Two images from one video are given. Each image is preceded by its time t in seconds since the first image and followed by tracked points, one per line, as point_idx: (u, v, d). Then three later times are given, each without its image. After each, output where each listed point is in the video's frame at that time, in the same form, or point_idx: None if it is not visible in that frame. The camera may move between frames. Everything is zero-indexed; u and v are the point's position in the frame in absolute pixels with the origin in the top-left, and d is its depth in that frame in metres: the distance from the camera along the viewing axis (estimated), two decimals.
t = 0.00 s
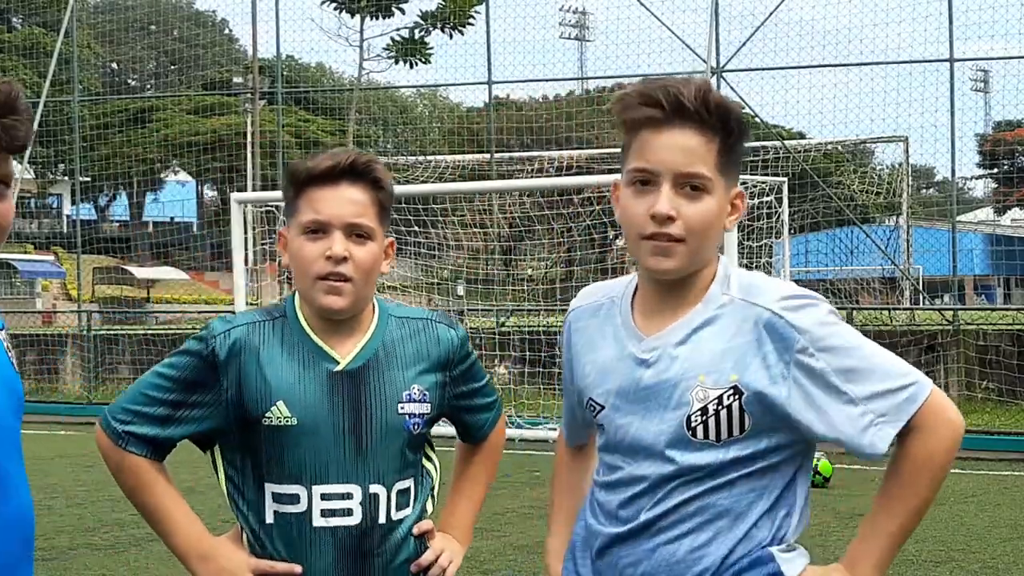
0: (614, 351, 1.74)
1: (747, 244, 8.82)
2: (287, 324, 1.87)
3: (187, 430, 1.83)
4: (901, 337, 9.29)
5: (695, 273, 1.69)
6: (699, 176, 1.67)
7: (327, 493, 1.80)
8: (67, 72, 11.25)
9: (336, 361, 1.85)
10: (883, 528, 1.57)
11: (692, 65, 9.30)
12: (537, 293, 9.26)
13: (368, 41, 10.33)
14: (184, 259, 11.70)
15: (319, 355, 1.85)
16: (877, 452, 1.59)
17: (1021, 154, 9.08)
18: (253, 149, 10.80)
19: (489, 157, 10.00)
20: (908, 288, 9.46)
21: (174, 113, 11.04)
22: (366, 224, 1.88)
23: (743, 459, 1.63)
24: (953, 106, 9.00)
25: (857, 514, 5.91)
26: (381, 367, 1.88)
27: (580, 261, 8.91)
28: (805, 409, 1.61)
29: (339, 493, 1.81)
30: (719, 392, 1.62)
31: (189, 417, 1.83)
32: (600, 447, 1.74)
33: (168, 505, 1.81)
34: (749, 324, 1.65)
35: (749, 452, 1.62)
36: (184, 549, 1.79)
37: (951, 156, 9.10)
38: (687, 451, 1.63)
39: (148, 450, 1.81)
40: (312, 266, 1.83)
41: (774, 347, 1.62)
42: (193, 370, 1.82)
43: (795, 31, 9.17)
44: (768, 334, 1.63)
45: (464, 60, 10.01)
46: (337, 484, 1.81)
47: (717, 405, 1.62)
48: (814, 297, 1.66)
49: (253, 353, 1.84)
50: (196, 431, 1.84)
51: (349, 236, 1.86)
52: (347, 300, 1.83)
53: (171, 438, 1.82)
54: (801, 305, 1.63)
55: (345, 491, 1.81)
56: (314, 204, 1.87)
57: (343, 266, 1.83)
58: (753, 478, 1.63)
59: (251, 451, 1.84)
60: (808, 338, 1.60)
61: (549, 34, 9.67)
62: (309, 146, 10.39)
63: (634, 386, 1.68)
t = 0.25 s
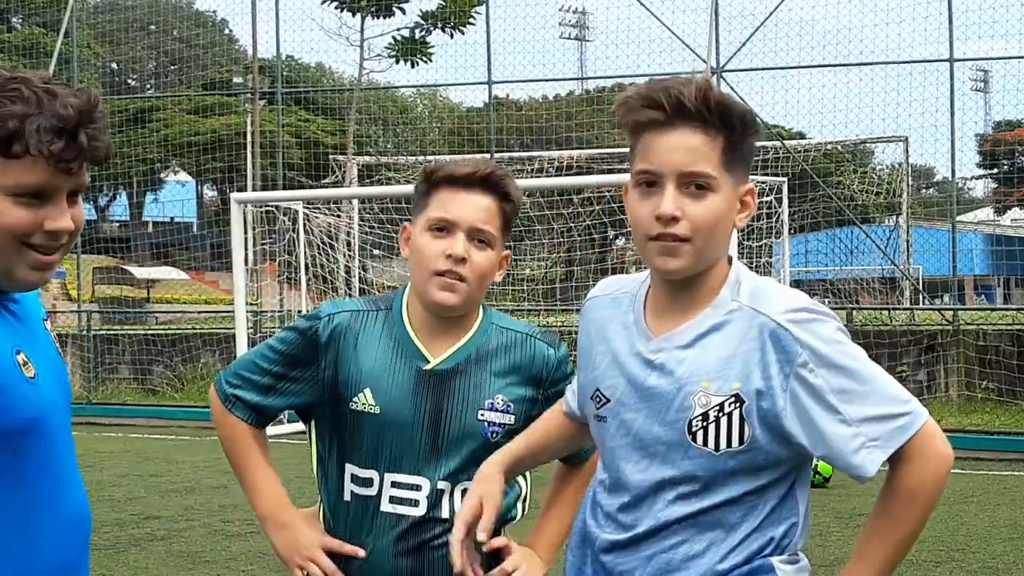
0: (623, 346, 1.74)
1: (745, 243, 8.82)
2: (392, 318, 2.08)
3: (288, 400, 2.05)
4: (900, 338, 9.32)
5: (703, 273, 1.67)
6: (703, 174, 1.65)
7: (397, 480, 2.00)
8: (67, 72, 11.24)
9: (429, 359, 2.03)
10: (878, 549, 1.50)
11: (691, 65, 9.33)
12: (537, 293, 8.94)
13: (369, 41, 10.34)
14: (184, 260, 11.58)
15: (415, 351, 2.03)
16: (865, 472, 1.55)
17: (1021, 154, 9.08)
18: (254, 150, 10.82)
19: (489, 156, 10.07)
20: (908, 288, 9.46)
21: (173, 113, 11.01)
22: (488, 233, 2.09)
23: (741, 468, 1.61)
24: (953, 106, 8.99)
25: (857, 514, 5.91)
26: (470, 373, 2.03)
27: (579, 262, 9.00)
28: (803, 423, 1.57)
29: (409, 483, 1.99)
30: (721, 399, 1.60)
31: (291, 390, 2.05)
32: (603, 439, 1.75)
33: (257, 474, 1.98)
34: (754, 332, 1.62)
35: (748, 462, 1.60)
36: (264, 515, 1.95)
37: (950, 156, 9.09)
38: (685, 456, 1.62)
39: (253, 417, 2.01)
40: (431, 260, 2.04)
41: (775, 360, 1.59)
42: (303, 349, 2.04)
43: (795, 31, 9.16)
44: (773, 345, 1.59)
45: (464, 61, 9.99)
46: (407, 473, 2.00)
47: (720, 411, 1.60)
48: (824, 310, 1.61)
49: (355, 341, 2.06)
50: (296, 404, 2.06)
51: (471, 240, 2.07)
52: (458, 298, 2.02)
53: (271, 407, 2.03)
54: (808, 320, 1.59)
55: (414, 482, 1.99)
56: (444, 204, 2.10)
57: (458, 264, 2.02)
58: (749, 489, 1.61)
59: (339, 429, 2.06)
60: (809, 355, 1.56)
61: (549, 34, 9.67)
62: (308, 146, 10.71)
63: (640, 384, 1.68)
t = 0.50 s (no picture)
0: (588, 352, 1.73)
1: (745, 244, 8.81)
2: (431, 308, 2.33)
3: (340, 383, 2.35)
4: (900, 338, 9.32)
5: (641, 281, 1.69)
6: (631, 188, 1.67)
7: (422, 463, 2.20)
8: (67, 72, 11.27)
9: (457, 345, 2.26)
10: (847, 526, 1.57)
11: (691, 65, 9.35)
12: (536, 293, 9.18)
13: (369, 40, 10.36)
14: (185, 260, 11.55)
15: (447, 337, 2.27)
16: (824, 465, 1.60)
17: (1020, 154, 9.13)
18: (254, 149, 10.73)
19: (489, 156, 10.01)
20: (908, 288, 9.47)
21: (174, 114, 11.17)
22: (527, 223, 2.29)
23: (711, 464, 1.63)
24: (953, 106, 8.98)
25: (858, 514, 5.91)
26: (493, 364, 2.25)
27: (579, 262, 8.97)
28: (767, 415, 1.62)
29: (433, 466, 2.19)
30: (690, 393, 1.63)
31: (345, 374, 2.36)
32: (564, 445, 1.72)
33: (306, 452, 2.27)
34: (719, 329, 1.66)
35: (718, 458, 1.63)
36: (310, 494, 2.22)
37: (951, 156, 9.07)
38: (655, 453, 1.64)
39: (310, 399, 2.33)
40: (470, 247, 2.27)
41: (740, 355, 1.63)
42: (352, 338, 2.35)
43: (794, 31, 9.15)
44: (738, 338, 1.64)
45: (464, 61, 10.01)
46: (430, 457, 2.19)
47: (688, 406, 1.63)
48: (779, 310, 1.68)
49: (394, 332, 2.32)
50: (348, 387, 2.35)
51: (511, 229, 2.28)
52: (494, 282, 2.24)
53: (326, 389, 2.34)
54: (770, 318, 1.65)
55: (438, 465, 2.18)
56: (487, 197, 2.31)
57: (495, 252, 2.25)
58: (715, 491, 1.64)
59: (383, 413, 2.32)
60: (773, 348, 1.62)
61: (549, 34, 9.66)
62: (308, 146, 10.66)
63: (606, 390, 1.68)
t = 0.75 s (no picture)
0: (544, 352, 1.73)
1: (745, 244, 8.83)
2: (426, 319, 2.32)
3: (350, 409, 2.33)
4: (900, 338, 9.33)
5: (579, 292, 1.70)
6: (547, 213, 1.66)
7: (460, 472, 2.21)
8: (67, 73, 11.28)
9: (463, 350, 2.27)
10: (809, 503, 1.68)
11: (691, 66, 9.36)
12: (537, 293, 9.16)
13: (369, 39, 10.36)
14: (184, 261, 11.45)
15: (449, 344, 2.28)
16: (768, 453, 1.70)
17: (1020, 154, 9.13)
18: (254, 149, 10.73)
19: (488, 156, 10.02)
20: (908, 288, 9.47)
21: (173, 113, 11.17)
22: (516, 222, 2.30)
23: (675, 456, 1.68)
24: (954, 105, 8.98)
25: (858, 514, 5.91)
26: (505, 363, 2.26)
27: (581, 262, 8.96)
28: (722, 408, 1.69)
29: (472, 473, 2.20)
30: (652, 388, 1.66)
31: (351, 398, 2.33)
32: (528, 445, 1.73)
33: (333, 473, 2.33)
34: (677, 325, 1.69)
35: (679, 450, 1.68)
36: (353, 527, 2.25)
37: (950, 156, 9.08)
38: (622, 448, 1.66)
39: (324, 432, 2.32)
40: (462, 250, 2.27)
41: (697, 349, 1.68)
42: (351, 363, 2.32)
43: (794, 31, 9.15)
44: (696, 336, 1.69)
45: (464, 60, 10.00)
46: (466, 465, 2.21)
47: (651, 401, 1.66)
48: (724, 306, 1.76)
49: (397, 349, 2.30)
50: (357, 410, 2.34)
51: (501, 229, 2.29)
52: (489, 283, 2.25)
53: (336, 417, 2.32)
54: (721, 314, 1.71)
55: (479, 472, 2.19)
56: (473, 199, 2.32)
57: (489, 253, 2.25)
58: (681, 484, 1.68)
59: (400, 427, 2.32)
60: (727, 343, 1.69)
61: (549, 34, 9.66)
62: (308, 146, 10.69)
63: (571, 388, 1.69)
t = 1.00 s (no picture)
0: (532, 352, 1.72)
1: (746, 244, 8.86)
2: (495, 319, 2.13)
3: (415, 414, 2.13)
4: (900, 338, 9.34)
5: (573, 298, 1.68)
6: (537, 230, 1.64)
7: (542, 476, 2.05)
8: (67, 72, 11.30)
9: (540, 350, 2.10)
10: (793, 480, 1.67)
11: (691, 66, 9.36)
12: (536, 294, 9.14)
13: (368, 38, 10.36)
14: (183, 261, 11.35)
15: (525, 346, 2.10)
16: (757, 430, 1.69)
17: (1020, 154, 9.12)
18: (254, 149, 10.70)
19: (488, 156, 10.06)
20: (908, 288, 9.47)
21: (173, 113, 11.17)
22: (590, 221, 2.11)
23: (670, 439, 1.67)
24: (953, 106, 8.98)
25: (857, 514, 5.91)
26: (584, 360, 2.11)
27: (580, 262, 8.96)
28: (711, 389, 1.68)
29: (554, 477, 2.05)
30: (643, 373, 1.66)
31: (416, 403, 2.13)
32: (525, 443, 1.71)
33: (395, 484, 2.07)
34: (660, 311, 1.70)
35: (673, 433, 1.67)
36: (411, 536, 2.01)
37: (950, 156, 9.09)
38: (618, 435, 1.65)
39: (385, 437, 2.13)
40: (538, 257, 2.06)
41: (680, 334, 1.68)
42: (420, 364, 2.14)
43: (794, 30, 9.15)
44: (678, 320, 1.69)
45: (464, 60, 10.00)
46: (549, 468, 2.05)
47: (643, 385, 1.66)
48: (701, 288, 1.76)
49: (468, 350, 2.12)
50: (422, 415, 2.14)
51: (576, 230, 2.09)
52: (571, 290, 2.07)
53: (400, 422, 2.12)
54: (698, 298, 1.71)
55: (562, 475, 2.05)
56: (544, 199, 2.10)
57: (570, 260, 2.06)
58: (675, 464, 1.67)
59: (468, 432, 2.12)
60: (708, 325, 1.69)
61: (548, 34, 9.65)
62: (308, 146, 10.73)
63: (563, 381, 1.68)
